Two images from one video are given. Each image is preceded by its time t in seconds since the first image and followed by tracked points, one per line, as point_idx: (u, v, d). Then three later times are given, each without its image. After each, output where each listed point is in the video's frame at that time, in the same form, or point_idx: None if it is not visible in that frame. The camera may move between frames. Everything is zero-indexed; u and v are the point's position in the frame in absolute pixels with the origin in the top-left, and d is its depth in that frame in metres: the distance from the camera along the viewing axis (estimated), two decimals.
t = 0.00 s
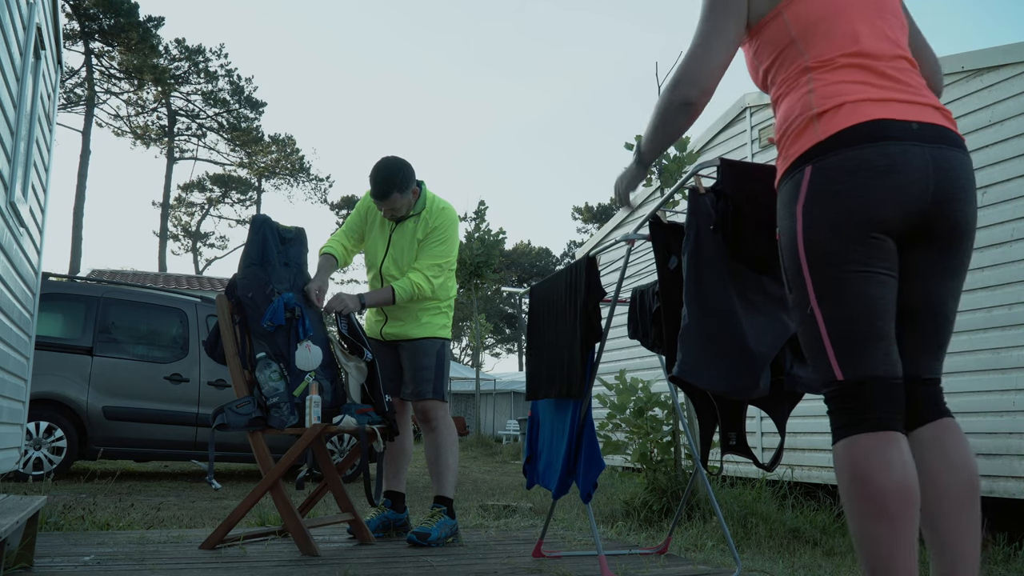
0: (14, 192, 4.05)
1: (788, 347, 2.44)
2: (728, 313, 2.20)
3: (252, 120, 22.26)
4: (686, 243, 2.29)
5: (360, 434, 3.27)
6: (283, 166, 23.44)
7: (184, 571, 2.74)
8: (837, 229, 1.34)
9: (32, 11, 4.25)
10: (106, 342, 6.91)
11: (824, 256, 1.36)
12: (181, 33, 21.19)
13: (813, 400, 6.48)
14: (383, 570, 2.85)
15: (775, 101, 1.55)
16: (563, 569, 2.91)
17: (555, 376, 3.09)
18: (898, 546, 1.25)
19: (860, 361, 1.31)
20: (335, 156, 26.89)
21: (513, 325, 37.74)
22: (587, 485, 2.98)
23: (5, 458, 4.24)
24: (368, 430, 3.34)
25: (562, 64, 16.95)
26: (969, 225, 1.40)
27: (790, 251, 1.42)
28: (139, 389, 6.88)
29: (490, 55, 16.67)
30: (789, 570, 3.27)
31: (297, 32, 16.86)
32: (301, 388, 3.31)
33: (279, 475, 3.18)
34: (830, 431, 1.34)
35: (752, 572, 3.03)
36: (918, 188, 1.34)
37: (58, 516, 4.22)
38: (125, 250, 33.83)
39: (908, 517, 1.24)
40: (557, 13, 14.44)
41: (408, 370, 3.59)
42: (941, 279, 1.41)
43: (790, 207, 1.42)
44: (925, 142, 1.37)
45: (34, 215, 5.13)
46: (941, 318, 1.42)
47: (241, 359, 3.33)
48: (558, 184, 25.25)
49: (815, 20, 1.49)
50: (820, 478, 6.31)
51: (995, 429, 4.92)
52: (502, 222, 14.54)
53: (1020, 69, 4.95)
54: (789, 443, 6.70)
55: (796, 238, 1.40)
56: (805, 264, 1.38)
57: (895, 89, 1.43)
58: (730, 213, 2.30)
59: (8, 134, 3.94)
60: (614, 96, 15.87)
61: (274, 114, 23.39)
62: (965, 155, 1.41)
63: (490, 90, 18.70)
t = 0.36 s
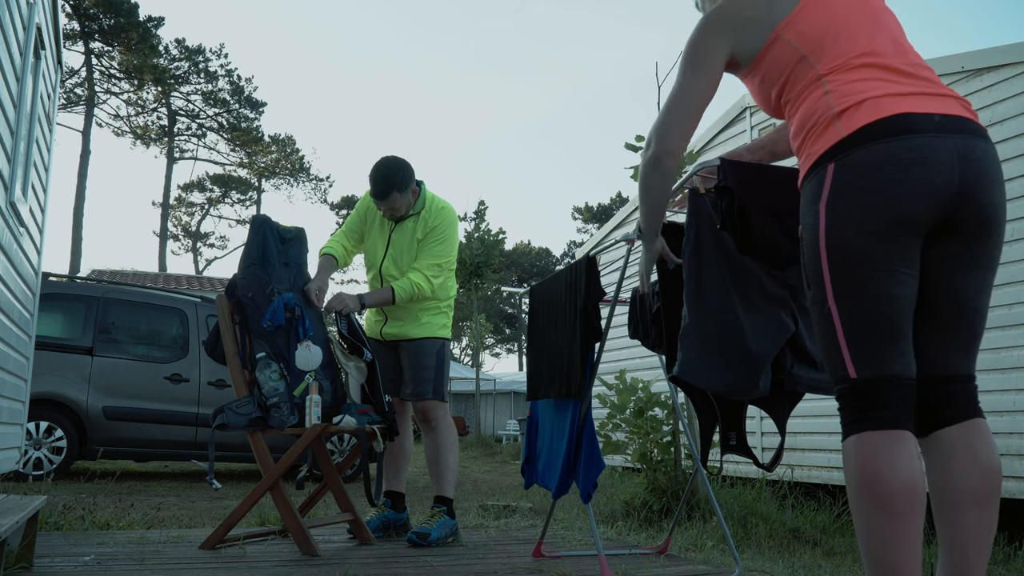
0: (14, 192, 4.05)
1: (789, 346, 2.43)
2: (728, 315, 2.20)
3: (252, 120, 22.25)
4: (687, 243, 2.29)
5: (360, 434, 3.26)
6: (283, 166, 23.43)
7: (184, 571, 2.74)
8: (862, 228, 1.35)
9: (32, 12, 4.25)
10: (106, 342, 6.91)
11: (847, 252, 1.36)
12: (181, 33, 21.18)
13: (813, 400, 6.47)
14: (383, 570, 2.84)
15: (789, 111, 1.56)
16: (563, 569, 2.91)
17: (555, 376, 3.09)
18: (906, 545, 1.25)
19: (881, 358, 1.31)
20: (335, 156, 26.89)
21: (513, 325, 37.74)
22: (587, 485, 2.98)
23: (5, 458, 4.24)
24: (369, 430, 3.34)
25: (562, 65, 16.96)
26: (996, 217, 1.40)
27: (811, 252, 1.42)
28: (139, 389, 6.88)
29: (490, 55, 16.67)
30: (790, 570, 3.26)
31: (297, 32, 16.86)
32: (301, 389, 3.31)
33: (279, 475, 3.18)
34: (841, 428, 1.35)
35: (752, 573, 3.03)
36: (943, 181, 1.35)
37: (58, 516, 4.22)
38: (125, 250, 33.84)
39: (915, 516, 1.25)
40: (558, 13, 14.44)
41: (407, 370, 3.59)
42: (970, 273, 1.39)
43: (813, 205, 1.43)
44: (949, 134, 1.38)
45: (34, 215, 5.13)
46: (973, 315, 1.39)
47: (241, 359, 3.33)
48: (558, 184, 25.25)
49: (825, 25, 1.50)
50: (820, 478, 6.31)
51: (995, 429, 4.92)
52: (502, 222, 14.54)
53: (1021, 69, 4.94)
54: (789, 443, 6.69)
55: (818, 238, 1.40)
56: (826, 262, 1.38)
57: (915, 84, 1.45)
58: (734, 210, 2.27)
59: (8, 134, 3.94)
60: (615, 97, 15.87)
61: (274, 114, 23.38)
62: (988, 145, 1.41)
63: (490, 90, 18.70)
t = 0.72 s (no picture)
0: (14, 192, 4.05)
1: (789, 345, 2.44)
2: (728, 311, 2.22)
3: (252, 120, 22.22)
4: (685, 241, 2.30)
5: (359, 434, 3.26)
6: (283, 166, 23.43)
7: (184, 571, 2.74)
8: (863, 226, 1.35)
9: (32, 11, 4.25)
10: (106, 342, 6.91)
11: (850, 252, 1.35)
12: (181, 33, 21.19)
13: (813, 400, 6.47)
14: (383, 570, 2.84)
15: (786, 115, 1.56)
16: (563, 569, 2.91)
17: (555, 377, 3.09)
18: (908, 547, 1.25)
19: (880, 358, 1.31)
20: (335, 156, 26.90)
21: (513, 325, 37.76)
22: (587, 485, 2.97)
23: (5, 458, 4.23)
24: (368, 430, 3.34)
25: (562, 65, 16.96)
26: (993, 214, 1.40)
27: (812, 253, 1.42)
28: (139, 389, 6.89)
29: (490, 55, 16.67)
30: (790, 570, 3.26)
31: (297, 32, 16.86)
32: (301, 388, 3.31)
33: (279, 475, 3.18)
34: (841, 428, 1.35)
35: (753, 573, 3.03)
36: (943, 178, 1.35)
37: (58, 516, 4.22)
38: (124, 250, 33.85)
39: (916, 517, 1.25)
40: (558, 13, 14.45)
41: (409, 370, 3.59)
42: (969, 271, 1.39)
43: (812, 206, 1.42)
44: (947, 132, 1.38)
45: (34, 215, 5.13)
46: (970, 313, 1.39)
47: (241, 359, 3.33)
48: (558, 184, 25.26)
49: (820, 28, 1.51)
50: (820, 477, 6.32)
51: (995, 429, 4.92)
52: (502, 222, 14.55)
53: (1020, 69, 4.94)
54: (789, 443, 6.69)
55: (820, 239, 1.39)
56: (827, 260, 1.38)
57: (908, 83, 1.45)
58: (729, 211, 2.29)
59: (8, 133, 3.94)
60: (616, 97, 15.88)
61: (274, 114, 23.39)
62: (984, 142, 1.42)
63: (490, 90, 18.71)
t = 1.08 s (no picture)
0: (14, 192, 4.05)
1: (791, 344, 2.47)
2: (727, 315, 2.35)
3: (252, 120, 22.21)
4: (686, 245, 2.39)
5: (360, 434, 3.25)
6: (283, 166, 23.43)
7: (185, 570, 2.74)
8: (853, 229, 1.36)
9: (32, 11, 4.25)
10: (106, 342, 6.91)
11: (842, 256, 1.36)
12: (181, 33, 21.21)
13: (812, 400, 6.47)
14: (384, 570, 2.85)
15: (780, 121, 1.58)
16: (563, 569, 2.92)
17: (556, 377, 3.09)
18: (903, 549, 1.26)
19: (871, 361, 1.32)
20: (335, 156, 26.93)
21: (513, 325, 37.77)
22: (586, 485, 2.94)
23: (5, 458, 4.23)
24: (368, 430, 3.33)
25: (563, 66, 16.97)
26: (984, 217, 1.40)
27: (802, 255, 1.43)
28: (139, 390, 6.89)
29: (491, 55, 16.67)
30: (790, 570, 3.27)
31: (297, 31, 16.84)
32: (301, 388, 3.30)
33: (279, 475, 3.17)
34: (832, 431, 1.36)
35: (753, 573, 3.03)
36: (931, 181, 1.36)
37: (58, 516, 4.21)
38: (123, 250, 33.83)
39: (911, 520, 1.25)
40: (559, 13, 14.47)
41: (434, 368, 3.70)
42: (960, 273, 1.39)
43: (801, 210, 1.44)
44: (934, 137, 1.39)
45: (34, 215, 5.13)
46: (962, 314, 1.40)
47: (241, 359, 3.34)
48: (558, 185, 25.27)
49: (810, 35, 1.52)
50: (820, 478, 6.32)
51: (995, 429, 4.93)
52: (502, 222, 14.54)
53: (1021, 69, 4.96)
54: (788, 444, 6.68)
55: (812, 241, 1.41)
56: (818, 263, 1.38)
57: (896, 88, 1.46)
58: (732, 212, 2.31)
59: (8, 134, 3.94)
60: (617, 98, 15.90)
61: (274, 114, 23.40)
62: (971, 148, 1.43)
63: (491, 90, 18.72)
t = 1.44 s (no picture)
0: (14, 192, 4.05)
1: (791, 345, 2.47)
2: (726, 314, 2.35)
3: (252, 120, 22.22)
4: (686, 245, 2.39)
5: (360, 434, 3.25)
6: (283, 166, 23.43)
7: (185, 571, 2.74)
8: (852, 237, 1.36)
9: (32, 11, 4.25)
10: (106, 342, 6.91)
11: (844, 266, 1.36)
12: (181, 33, 21.21)
13: (812, 400, 6.48)
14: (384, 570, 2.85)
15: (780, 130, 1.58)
16: (563, 569, 2.92)
17: (556, 377, 3.09)
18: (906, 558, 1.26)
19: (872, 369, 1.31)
20: (335, 156, 26.94)
21: (513, 325, 37.76)
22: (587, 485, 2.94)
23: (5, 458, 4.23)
24: (368, 430, 3.33)
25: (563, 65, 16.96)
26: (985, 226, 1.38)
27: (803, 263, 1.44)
28: (139, 389, 6.89)
29: (491, 55, 16.66)
30: (790, 570, 3.27)
31: (297, 31, 16.84)
32: (301, 388, 3.29)
33: (279, 475, 3.17)
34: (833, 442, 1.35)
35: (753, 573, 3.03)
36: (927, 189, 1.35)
37: (58, 516, 4.21)
38: (124, 250, 33.84)
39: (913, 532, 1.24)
40: (559, 12, 14.46)
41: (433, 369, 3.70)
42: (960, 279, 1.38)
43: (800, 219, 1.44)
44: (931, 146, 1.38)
45: (34, 215, 5.13)
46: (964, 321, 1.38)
47: (241, 359, 3.34)
48: (558, 185, 25.27)
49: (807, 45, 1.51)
50: (820, 478, 6.33)
51: (995, 429, 4.93)
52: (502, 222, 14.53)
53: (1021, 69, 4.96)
54: (788, 444, 6.68)
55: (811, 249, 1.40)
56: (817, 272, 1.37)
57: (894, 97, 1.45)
58: (732, 212, 2.31)
59: (8, 134, 3.94)
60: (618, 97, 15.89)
61: (274, 115, 23.41)
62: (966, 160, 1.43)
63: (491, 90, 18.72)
